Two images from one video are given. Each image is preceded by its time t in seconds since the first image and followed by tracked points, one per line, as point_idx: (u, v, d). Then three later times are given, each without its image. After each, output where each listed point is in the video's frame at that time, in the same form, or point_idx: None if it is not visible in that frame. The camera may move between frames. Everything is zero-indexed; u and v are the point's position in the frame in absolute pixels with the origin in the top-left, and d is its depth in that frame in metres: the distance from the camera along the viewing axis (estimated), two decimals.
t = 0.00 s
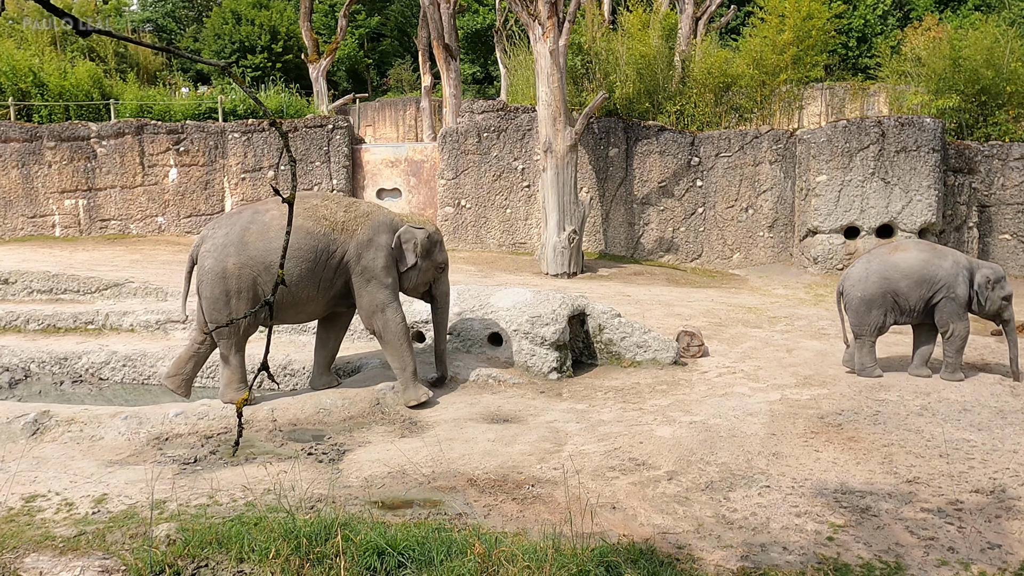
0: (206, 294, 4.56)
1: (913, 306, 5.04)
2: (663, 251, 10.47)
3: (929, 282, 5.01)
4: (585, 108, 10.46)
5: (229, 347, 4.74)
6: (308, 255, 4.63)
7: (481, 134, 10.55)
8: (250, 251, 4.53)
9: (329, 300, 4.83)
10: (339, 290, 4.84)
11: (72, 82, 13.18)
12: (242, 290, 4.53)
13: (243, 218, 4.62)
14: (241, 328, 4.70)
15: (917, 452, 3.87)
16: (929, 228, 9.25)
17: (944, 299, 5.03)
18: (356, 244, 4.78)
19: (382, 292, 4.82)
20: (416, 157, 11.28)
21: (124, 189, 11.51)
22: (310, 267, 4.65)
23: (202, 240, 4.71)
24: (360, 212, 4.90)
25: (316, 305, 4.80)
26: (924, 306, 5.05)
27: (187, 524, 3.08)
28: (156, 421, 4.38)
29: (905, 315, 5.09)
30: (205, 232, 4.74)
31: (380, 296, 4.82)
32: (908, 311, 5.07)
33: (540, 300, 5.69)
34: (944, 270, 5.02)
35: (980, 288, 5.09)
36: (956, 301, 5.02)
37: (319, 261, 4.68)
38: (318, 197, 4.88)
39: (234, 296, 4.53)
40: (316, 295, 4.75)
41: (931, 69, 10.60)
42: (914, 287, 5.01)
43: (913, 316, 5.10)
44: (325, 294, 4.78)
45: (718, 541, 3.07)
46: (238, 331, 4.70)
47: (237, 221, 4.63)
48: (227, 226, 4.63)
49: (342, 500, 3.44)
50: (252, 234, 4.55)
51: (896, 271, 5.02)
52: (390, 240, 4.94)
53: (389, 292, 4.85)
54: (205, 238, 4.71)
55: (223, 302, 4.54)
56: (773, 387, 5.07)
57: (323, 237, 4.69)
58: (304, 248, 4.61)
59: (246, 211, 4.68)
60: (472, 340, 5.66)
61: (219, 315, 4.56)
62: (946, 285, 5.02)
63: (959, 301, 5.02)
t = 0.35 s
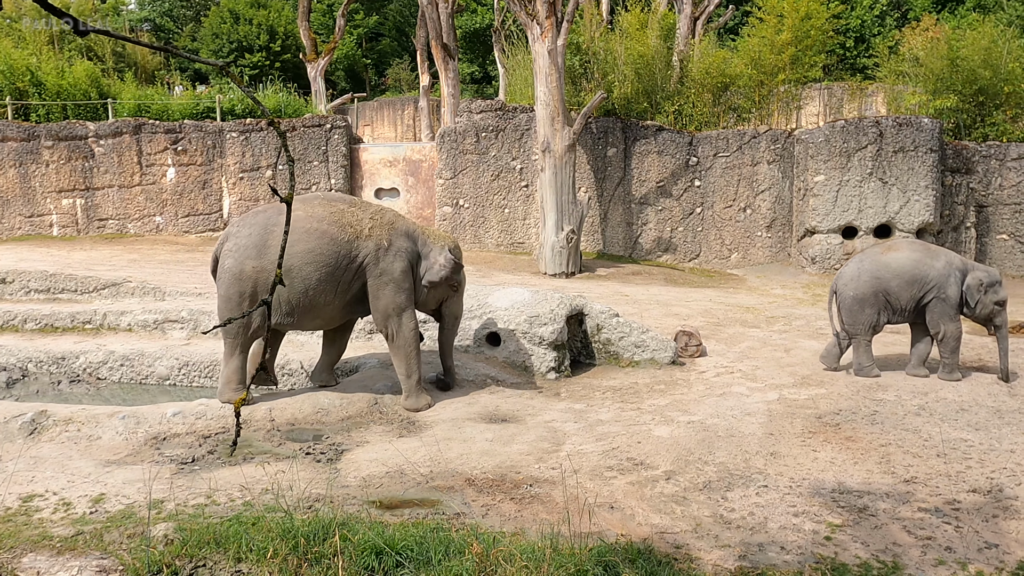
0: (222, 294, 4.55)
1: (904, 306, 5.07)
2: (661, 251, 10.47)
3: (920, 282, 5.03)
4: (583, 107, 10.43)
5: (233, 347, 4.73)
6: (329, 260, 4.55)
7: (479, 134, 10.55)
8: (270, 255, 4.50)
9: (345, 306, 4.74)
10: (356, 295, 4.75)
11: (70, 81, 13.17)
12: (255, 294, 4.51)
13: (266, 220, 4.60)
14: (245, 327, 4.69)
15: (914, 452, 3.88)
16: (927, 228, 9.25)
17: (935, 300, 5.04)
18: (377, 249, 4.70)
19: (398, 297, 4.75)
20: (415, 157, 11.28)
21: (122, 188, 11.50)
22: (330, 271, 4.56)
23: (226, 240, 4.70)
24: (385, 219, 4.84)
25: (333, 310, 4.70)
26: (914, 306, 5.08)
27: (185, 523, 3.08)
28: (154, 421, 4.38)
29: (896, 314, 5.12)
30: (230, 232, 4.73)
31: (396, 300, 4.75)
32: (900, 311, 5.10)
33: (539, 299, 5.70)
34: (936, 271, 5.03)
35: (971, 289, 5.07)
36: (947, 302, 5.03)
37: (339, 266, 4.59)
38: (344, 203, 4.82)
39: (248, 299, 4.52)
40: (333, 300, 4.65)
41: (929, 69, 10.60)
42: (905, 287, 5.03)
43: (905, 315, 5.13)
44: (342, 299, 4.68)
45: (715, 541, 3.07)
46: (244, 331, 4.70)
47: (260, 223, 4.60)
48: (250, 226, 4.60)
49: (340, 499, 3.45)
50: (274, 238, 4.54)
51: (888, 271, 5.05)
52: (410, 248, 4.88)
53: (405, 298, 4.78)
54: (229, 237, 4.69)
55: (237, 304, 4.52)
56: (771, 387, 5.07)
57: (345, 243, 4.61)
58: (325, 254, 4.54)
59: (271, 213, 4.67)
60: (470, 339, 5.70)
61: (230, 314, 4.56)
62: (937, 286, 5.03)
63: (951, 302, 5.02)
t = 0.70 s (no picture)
0: (238, 298, 4.48)
1: (891, 306, 5.10)
2: (658, 251, 10.48)
3: (907, 283, 5.05)
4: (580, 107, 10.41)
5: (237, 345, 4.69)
6: (345, 260, 4.54)
7: (476, 134, 10.54)
8: (287, 257, 4.45)
9: (360, 307, 4.72)
10: (370, 295, 4.74)
11: (66, 81, 13.15)
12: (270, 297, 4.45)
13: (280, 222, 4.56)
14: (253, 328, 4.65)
15: (911, 451, 3.89)
16: (924, 228, 9.26)
17: (921, 302, 5.06)
18: (388, 247, 4.69)
19: (408, 295, 4.74)
20: (412, 158, 11.27)
21: (119, 188, 11.48)
22: (347, 271, 4.56)
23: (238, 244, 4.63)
24: (394, 216, 4.84)
25: (348, 310, 4.69)
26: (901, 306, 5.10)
27: (182, 524, 3.08)
28: (151, 421, 4.37)
29: (884, 314, 5.15)
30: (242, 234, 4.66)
31: (405, 299, 4.73)
32: (887, 311, 5.13)
33: (536, 299, 5.78)
34: (924, 272, 5.04)
35: (958, 291, 5.02)
36: (934, 304, 5.03)
37: (353, 266, 4.58)
38: (354, 203, 4.82)
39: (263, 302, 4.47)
40: (348, 301, 4.64)
41: (926, 69, 10.60)
42: (892, 288, 5.06)
43: (893, 315, 5.16)
44: (356, 298, 4.67)
45: (713, 541, 3.08)
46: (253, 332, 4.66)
47: (274, 225, 4.55)
48: (263, 229, 4.54)
49: (337, 500, 3.44)
50: (290, 240, 4.49)
51: (874, 272, 5.08)
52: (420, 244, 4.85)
53: (413, 296, 4.77)
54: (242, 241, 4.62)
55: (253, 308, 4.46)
56: (769, 387, 5.07)
57: (358, 242, 4.61)
58: (341, 255, 4.53)
59: (283, 215, 4.63)
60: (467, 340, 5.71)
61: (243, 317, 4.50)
62: (924, 287, 5.04)
63: (937, 304, 5.03)
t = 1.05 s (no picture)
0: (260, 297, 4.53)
1: (878, 306, 5.14)
2: (655, 251, 10.50)
3: (891, 282, 5.08)
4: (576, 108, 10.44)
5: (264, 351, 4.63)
6: (363, 266, 4.57)
7: (473, 134, 10.54)
8: (308, 260, 4.50)
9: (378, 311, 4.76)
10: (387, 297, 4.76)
11: (62, 81, 13.12)
12: (290, 299, 4.49)
13: (303, 225, 4.57)
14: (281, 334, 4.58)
15: (906, 451, 3.89)
16: (919, 228, 9.27)
17: (902, 299, 5.08)
18: (405, 252, 4.68)
19: (417, 297, 4.70)
20: (408, 158, 11.24)
21: (115, 188, 11.46)
22: (365, 276, 4.58)
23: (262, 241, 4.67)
24: (413, 220, 4.81)
25: (366, 314, 4.73)
26: (887, 306, 5.14)
27: (178, 525, 3.07)
28: (147, 422, 4.37)
29: (870, 313, 5.19)
30: (265, 232, 4.68)
31: (414, 300, 4.69)
32: (875, 311, 5.16)
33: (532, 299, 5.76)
34: (909, 271, 5.07)
35: (942, 289, 5.00)
36: (914, 301, 5.06)
37: (372, 272, 4.61)
38: (376, 206, 4.80)
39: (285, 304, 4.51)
40: (366, 304, 4.67)
41: (921, 70, 10.62)
42: (877, 288, 5.10)
43: (882, 315, 5.19)
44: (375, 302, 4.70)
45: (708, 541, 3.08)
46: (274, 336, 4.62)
47: (298, 227, 4.56)
48: (287, 231, 4.56)
49: (333, 501, 3.44)
50: (312, 244, 4.52)
51: (860, 273, 5.12)
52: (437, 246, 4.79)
53: (423, 299, 4.73)
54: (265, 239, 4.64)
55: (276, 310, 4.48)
56: (765, 387, 5.08)
57: (378, 248, 4.62)
58: (361, 261, 4.56)
59: (307, 216, 4.63)
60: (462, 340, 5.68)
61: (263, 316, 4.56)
62: (906, 286, 5.07)
63: (919, 302, 5.05)
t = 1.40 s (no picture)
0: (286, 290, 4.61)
1: (864, 308, 5.14)
2: (650, 252, 10.52)
3: (875, 284, 5.07)
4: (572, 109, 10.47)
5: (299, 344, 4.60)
6: (380, 263, 4.58)
7: (469, 135, 10.53)
8: (328, 254, 4.56)
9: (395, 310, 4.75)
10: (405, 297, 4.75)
11: (56, 82, 13.09)
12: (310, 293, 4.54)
13: (328, 219, 4.65)
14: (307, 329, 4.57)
15: (899, 452, 3.91)
16: (913, 229, 9.30)
17: (886, 300, 5.07)
18: (424, 253, 4.66)
19: (429, 301, 4.68)
20: (404, 159, 11.28)
21: (109, 189, 11.44)
22: (381, 274, 4.59)
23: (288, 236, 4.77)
24: (436, 222, 4.80)
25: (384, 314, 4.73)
26: (873, 307, 5.13)
27: (171, 526, 3.07)
28: (140, 423, 4.37)
29: (856, 314, 5.19)
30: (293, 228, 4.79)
31: (427, 304, 4.68)
32: (860, 312, 5.17)
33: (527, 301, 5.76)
34: (891, 272, 5.05)
35: (921, 291, 4.95)
36: (897, 303, 5.04)
37: (390, 271, 4.60)
38: (401, 206, 4.82)
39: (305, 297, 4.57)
40: (383, 303, 4.67)
41: (916, 72, 10.65)
42: (862, 290, 5.09)
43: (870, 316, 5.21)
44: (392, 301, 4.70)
45: (702, 542, 3.09)
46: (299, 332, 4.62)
47: (322, 222, 4.65)
48: (312, 225, 4.66)
49: (327, 501, 3.44)
50: (333, 238, 4.59)
51: (845, 275, 5.13)
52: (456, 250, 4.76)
53: (434, 304, 4.71)
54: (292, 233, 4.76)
55: (302, 303, 4.54)
56: (759, 388, 5.09)
57: (397, 247, 4.62)
58: (379, 258, 4.57)
59: (332, 212, 4.71)
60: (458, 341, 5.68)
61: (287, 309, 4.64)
62: (889, 287, 5.05)
63: (899, 304, 5.03)
